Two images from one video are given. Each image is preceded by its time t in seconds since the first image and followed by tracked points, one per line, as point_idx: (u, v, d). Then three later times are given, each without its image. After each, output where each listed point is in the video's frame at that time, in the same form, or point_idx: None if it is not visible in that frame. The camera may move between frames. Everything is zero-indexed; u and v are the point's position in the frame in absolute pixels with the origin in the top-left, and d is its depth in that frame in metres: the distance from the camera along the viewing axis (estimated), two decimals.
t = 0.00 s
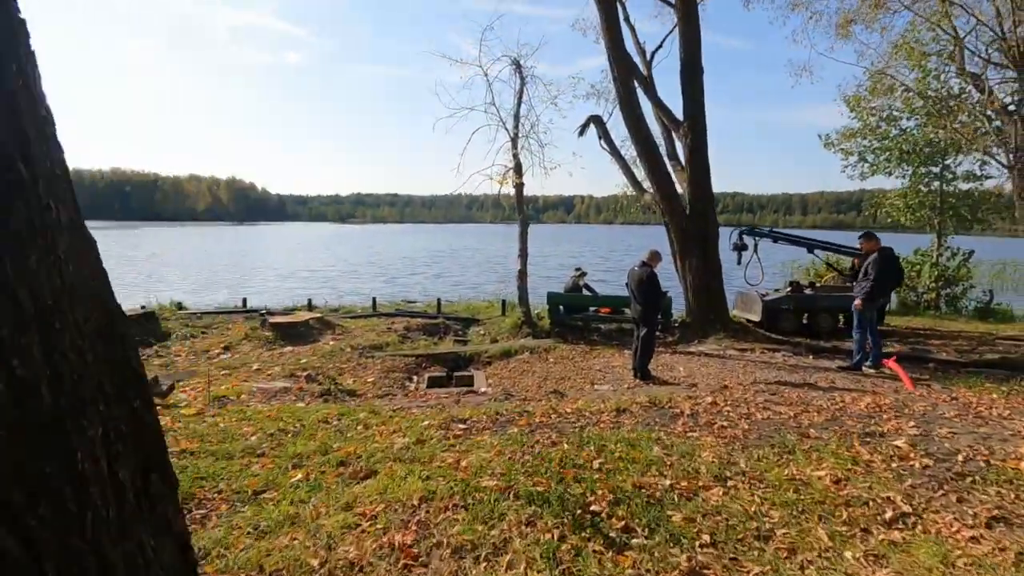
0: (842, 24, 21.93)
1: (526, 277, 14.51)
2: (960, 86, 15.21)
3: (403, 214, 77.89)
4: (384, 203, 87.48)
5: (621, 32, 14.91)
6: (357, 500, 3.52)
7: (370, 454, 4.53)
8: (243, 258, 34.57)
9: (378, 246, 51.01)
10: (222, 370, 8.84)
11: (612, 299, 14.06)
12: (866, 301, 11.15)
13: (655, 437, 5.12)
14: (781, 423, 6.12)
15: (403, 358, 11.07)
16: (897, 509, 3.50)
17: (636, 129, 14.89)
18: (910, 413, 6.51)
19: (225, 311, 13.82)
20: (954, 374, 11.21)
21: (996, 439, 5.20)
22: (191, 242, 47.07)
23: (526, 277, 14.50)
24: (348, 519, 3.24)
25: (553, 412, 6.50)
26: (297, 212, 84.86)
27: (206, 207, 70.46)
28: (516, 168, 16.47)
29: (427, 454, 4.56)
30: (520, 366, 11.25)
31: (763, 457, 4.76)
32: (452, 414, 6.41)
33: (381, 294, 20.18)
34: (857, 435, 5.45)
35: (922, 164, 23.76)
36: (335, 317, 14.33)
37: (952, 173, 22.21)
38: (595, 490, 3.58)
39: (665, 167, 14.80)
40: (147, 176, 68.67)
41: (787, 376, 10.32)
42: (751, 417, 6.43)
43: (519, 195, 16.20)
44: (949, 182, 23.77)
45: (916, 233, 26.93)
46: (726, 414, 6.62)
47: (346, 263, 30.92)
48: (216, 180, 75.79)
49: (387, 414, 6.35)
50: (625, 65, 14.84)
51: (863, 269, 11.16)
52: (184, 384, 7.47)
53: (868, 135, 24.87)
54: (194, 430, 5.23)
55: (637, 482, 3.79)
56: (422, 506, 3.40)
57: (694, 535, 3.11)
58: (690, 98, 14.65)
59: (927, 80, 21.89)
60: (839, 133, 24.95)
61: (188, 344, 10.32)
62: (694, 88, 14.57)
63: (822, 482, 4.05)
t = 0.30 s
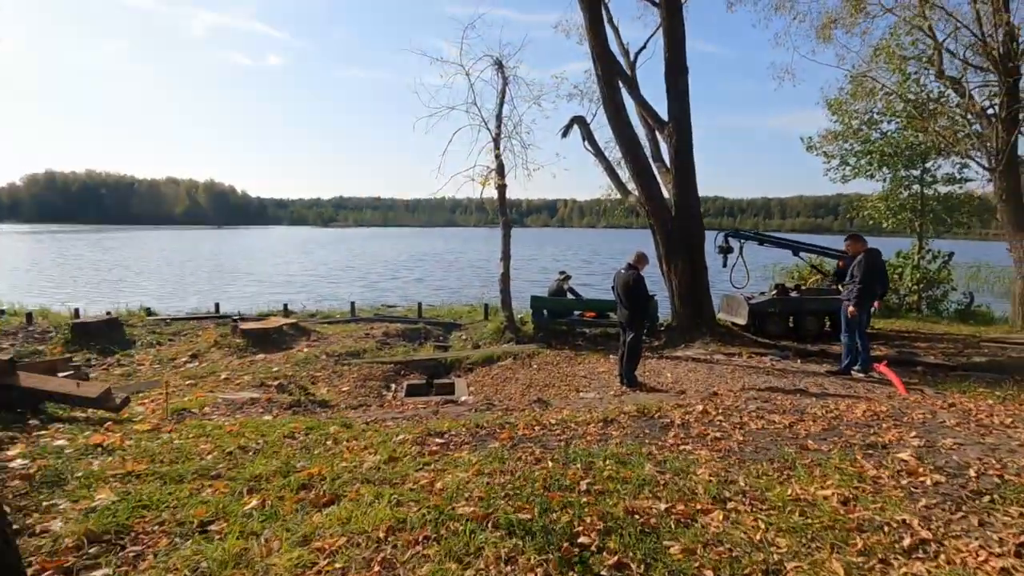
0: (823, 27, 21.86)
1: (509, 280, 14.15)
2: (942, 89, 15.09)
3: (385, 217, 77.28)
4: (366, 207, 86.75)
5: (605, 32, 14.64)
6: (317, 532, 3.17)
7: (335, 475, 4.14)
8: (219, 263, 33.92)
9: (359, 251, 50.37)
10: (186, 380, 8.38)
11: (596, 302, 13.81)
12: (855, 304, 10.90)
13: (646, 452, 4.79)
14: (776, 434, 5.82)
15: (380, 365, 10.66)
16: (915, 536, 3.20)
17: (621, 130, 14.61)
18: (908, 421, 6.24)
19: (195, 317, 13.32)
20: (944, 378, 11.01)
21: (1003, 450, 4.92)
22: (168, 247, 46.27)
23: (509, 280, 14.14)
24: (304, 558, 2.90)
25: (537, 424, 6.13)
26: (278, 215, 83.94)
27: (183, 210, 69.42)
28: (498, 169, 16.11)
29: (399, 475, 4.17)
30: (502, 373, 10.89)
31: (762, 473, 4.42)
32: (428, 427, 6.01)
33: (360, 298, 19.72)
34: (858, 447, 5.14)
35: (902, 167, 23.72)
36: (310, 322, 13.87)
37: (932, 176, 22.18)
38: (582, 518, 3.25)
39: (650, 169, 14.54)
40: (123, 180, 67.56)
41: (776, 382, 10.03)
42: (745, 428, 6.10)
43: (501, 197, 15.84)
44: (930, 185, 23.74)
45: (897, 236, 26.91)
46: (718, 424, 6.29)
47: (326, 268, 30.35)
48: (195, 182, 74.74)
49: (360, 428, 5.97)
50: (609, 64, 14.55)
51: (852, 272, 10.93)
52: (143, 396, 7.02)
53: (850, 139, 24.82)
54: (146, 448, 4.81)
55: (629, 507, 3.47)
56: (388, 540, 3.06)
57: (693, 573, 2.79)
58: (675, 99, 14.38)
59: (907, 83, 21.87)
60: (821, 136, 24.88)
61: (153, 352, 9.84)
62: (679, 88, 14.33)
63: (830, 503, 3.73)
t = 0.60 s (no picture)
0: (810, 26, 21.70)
1: (495, 281, 13.79)
2: (923, 91, 14.94)
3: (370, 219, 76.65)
4: (352, 208, 86.07)
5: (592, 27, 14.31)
6: (273, 568, 2.81)
7: (302, 495, 3.78)
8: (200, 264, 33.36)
9: (344, 252, 49.78)
10: (154, 388, 7.95)
11: (585, 304, 13.50)
12: (846, 305, 10.60)
13: (641, 465, 4.46)
14: (777, 442, 5.50)
15: (361, 370, 10.27)
16: (944, 565, 2.89)
17: (609, 128, 14.29)
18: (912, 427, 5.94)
19: (170, 320, 12.86)
20: (939, 380, 10.75)
21: (1019, 459, 4.62)
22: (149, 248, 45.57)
23: (495, 281, 13.78)
24: None
25: (523, 433, 5.77)
26: (262, 216, 83.10)
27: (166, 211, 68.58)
28: (483, 167, 15.75)
29: (371, 494, 3.80)
30: (488, 377, 10.52)
31: (765, 488, 4.10)
32: (408, 437, 5.63)
33: (343, 300, 19.28)
34: (867, 456, 4.81)
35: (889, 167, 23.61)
36: (290, 325, 13.44)
37: (919, 176, 22.05)
38: (573, 549, 2.91)
39: (639, 167, 14.22)
40: (104, 180, 66.60)
41: (770, 386, 9.73)
42: (743, 435, 5.78)
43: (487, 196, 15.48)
44: (916, 185, 23.64)
45: (884, 236, 26.81)
46: (716, 432, 5.95)
47: (309, 269, 29.85)
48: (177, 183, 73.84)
49: (335, 439, 5.59)
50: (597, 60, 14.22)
51: (843, 271, 10.62)
52: (104, 405, 6.60)
53: (836, 139, 24.70)
54: (96, 465, 4.42)
55: (627, 532, 3.14)
56: None
57: None
58: (664, 95, 14.09)
59: (894, 83, 21.75)
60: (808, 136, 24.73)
61: (121, 357, 9.41)
62: (668, 84, 14.04)
63: (845, 523, 3.42)
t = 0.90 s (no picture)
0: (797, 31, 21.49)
1: (482, 287, 13.40)
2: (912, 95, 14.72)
3: (357, 225, 76.06)
4: (339, 215, 85.37)
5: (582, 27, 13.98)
6: None
7: (259, 528, 3.38)
8: (183, 271, 32.81)
9: (331, 258, 49.19)
10: (117, 402, 7.49)
11: (574, 310, 13.14)
12: (845, 312, 10.25)
13: (638, 488, 4.07)
14: (782, 459, 5.13)
15: (341, 380, 9.84)
16: None
17: (599, 130, 13.96)
18: (923, 442, 5.58)
19: (143, 329, 12.38)
20: (938, 389, 10.42)
21: None
22: (133, 254, 44.93)
23: (482, 288, 13.39)
24: None
25: (509, 451, 5.37)
26: (248, 223, 82.36)
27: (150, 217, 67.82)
28: (470, 171, 15.38)
29: (337, 525, 3.40)
30: (474, 388, 10.09)
31: (775, 514, 3.73)
32: (384, 455, 5.22)
33: (326, 308, 18.81)
34: (882, 476, 4.45)
35: (879, 172, 23.42)
36: (269, 334, 12.98)
37: (909, 181, 21.85)
38: None
39: (629, 170, 13.88)
40: (87, 186, 65.78)
41: (767, 395, 9.37)
42: (745, 452, 5.40)
43: (473, 201, 15.10)
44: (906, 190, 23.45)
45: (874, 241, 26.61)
46: (715, 448, 5.57)
47: (294, 276, 29.32)
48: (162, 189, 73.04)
49: (305, 459, 5.17)
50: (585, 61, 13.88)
51: (841, 277, 10.28)
52: (58, 422, 6.15)
53: (826, 144, 24.50)
54: (33, 492, 3.98)
55: None
56: None
57: None
58: (654, 97, 13.77)
59: (883, 88, 21.58)
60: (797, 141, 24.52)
61: (86, 369, 8.94)
62: (658, 85, 13.72)
63: (870, 559, 3.04)
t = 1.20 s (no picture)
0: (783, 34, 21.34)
1: (466, 291, 13.03)
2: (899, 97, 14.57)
3: (342, 230, 75.44)
4: (324, 219, 84.62)
5: (568, 25, 13.67)
6: None
7: (206, 563, 3.01)
8: (163, 275, 32.24)
9: (315, 262, 48.61)
10: (75, 413, 7.06)
11: (561, 314, 12.81)
12: (837, 313, 9.97)
13: (632, 506, 3.73)
14: (783, 471, 4.82)
15: (318, 388, 9.43)
16: None
17: (586, 130, 13.65)
18: (930, 450, 5.27)
19: (114, 335, 11.94)
20: (932, 394, 10.16)
21: None
22: (113, 260, 44.23)
23: (466, 291, 13.02)
24: None
25: (492, 464, 5.00)
26: (231, 227, 81.52)
27: (131, 221, 67.00)
28: (454, 172, 15.04)
29: (297, 557, 3.04)
30: (458, 395, 9.71)
31: (782, 537, 3.40)
32: (357, 470, 4.84)
33: (307, 313, 18.36)
34: (893, 489, 4.14)
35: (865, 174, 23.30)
36: (245, 340, 12.55)
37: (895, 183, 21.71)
38: None
39: (617, 171, 13.58)
40: (66, 190, 64.85)
41: (760, 401, 9.06)
42: (743, 463, 5.08)
43: (457, 202, 14.75)
44: (892, 193, 23.31)
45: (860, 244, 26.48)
46: (712, 460, 5.23)
47: (276, 281, 28.80)
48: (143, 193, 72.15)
49: (271, 476, 4.78)
50: (572, 59, 13.56)
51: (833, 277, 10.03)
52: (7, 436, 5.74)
53: (812, 146, 24.36)
54: None
55: None
56: None
57: None
58: (641, 96, 13.49)
59: (869, 90, 21.46)
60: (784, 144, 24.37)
61: (47, 379, 8.50)
62: (646, 84, 13.44)
63: None
